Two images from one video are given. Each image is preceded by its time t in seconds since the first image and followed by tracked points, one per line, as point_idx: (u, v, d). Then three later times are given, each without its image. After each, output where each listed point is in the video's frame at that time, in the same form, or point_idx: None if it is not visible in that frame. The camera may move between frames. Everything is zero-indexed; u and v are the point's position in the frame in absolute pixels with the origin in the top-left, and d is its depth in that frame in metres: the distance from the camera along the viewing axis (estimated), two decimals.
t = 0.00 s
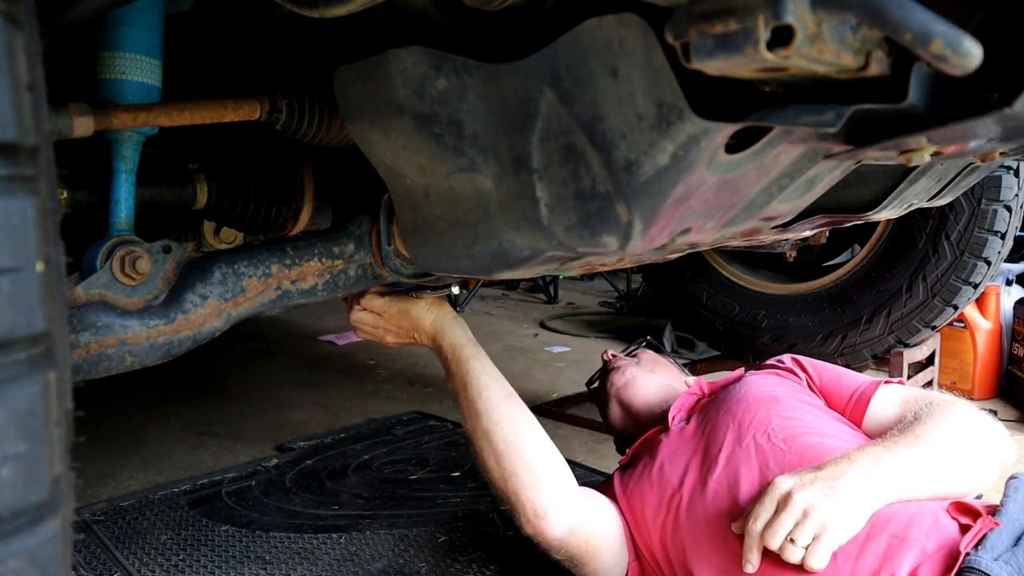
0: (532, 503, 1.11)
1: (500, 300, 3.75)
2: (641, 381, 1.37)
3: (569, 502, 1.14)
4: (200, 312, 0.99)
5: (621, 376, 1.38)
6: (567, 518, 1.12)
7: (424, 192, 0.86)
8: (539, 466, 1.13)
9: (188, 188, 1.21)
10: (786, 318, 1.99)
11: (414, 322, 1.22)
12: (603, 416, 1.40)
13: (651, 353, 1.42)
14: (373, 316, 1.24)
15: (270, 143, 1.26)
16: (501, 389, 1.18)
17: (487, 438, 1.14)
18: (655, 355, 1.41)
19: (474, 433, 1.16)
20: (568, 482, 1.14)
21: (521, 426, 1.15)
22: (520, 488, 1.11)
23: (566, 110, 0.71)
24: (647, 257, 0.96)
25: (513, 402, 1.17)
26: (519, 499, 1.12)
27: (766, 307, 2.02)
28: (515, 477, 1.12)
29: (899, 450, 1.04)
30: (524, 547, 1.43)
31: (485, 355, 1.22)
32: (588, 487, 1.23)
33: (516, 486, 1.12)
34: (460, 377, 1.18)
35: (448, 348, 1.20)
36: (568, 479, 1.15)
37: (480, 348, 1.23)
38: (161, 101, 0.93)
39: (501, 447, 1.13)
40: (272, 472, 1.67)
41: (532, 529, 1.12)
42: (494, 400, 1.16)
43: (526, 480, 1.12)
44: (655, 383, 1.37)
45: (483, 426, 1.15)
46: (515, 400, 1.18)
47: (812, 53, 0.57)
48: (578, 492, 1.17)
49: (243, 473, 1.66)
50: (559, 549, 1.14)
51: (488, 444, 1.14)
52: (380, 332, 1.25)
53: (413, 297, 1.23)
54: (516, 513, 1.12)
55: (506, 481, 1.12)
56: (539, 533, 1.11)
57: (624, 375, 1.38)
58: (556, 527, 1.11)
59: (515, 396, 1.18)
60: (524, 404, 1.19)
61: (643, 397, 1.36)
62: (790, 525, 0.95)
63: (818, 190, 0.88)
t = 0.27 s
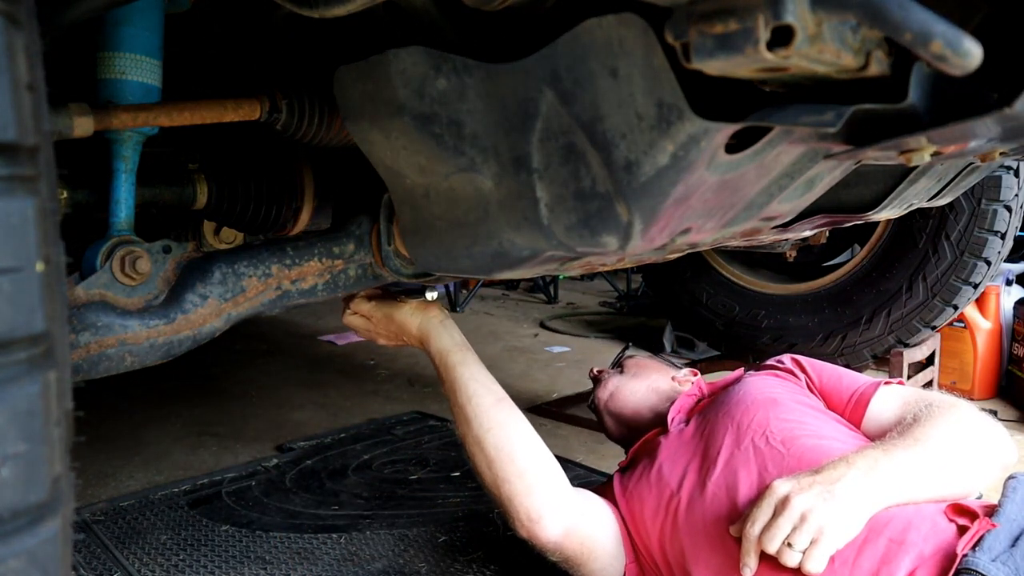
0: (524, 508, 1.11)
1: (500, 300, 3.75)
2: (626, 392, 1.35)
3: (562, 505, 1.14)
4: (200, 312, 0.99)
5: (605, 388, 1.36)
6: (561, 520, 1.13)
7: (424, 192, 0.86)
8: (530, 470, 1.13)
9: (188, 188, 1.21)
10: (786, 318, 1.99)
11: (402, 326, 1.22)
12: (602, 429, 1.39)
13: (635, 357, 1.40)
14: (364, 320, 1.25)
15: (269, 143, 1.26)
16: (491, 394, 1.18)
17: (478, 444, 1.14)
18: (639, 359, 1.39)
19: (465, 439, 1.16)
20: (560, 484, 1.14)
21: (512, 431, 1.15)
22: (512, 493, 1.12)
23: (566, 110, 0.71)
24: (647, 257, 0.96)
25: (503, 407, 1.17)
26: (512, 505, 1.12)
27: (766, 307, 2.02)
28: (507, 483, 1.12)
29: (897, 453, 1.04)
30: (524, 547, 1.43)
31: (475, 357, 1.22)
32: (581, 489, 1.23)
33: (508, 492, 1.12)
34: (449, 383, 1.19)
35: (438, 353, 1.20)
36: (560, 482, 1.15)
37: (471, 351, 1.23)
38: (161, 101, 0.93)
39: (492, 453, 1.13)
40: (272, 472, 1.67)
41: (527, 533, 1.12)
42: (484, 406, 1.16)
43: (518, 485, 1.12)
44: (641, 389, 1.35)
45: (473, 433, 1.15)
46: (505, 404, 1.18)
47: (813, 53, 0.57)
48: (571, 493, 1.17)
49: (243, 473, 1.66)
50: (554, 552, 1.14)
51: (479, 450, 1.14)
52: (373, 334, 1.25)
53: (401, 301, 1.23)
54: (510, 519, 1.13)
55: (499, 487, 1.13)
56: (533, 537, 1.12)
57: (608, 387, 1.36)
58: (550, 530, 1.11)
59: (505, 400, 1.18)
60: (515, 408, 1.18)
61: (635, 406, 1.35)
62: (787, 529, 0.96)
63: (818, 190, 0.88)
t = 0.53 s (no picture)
0: (519, 514, 1.11)
1: (500, 300, 3.75)
2: (630, 396, 1.35)
3: (557, 508, 1.14)
4: (200, 312, 0.99)
5: (609, 393, 1.35)
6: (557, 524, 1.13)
7: (424, 192, 0.86)
8: (525, 475, 1.12)
9: (188, 188, 1.21)
10: (786, 318, 1.99)
11: (394, 329, 1.20)
12: (604, 433, 1.39)
13: (631, 357, 1.39)
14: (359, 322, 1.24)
15: (270, 142, 1.26)
16: (484, 399, 1.17)
17: (471, 451, 1.13)
18: (637, 360, 1.38)
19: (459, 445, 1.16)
20: (555, 488, 1.14)
21: (505, 437, 1.14)
22: (507, 499, 1.11)
23: (566, 110, 0.71)
24: (647, 257, 0.96)
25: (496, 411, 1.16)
26: (506, 511, 1.12)
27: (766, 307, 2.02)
28: (501, 489, 1.12)
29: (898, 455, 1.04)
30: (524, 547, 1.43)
31: (467, 361, 1.21)
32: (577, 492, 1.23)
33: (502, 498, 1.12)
34: (442, 387, 1.17)
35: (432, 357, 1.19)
36: (554, 487, 1.14)
37: (464, 354, 1.21)
38: (162, 101, 0.93)
39: (485, 459, 1.12)
40: (272, 472, 1.67)
41: (522, 538, 1.12)
42: (477, 412, 1.15)
43: (512, 491, 1.12)
44: (644, 393, 1.35)
45: (467, 439, 1.14)
46: (499, 409, 1.17)
47: (812, 53, 0.57)
48: (565, 497, 1.17)
49: (243, 473, 1.66)
50: (548, 556, 1.14)
51: (472, 457, 1.14)
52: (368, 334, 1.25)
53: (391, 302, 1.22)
54: (504, 523, 1.13)
55: (493, 492, 1.12)
56: (527, 542, 1.12)
57: (612, 392, 1.35)
58: (545, 535, 1.11)
59: (499, 404, 1.17)
60: (508, 412, 1.17)
61: (637, 409, 1.35)
62: (787, 535, 0.96)
63: (818, 190, 0.88)
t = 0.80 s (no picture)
0: (512, 530, 1.10)
1: (500, 300, 3.75)
2: (627, 401, 1.34)
3: (551, 520, 1.13)
4: (200, 312, 0.98)
5: (607, 400, 1.34)
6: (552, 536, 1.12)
7: (424, 192, 0.86)
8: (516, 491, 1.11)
9: (188, 188, 1.21)
10: (786, 318, 1.99)
11: (380, 341, 1.17)
12: (604, 437, 1.38)
13: (623, 357, 1.38)
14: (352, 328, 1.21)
15: (270, 143, 1.27)
16: (472, 414, 1.15)
17: (462, 467, 1.12)
18: (630, 360, 1.37)
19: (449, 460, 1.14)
20: (547, 500, 1.13)
21: (495, 452, 1.13)
22: (499, 515, 1.11)
23: (566, 110, 0.71)
24: (647, 257, 0.96)
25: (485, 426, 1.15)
26: (500, 527, 1.11)
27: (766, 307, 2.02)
28: (494, 504, 1.11)
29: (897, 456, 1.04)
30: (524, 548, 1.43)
31: (454, 373, 1.18)
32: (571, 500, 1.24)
33: (496, 513, 1.11)
34: (429, 404, 1.15)
35: (421, 371, 1.17)
36: (547, 499, 1.14)
37: (450, 368, 1.19)
38: (162, 101, 0.93)
39: (477, 476, 1.11)
40: (272, 472, 1.67)
41: (516, 552, 1.12)
42: (465, 429, 1.13)
43: (504, 507, 1.11)
44: (642, 395, 1.34)
45: (457, 456, 1.12)
46: (487, 424, 1.15)
47: (812, 53, 0.57)
48: (558, 508, 1.16)
49: (243, 473, 1.66)
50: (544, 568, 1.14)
51: (463, 473, 1.12)
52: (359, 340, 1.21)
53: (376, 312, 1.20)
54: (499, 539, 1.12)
55: (486, 508, 1.11)
56: (523, 556, 1.11)
57: (610, 398, 1.34)
58: (540, 550, 1.11)
59: (487, 419, 1.15)
60: (497, 426, 1.16)
61: (636, 413, 1.35)
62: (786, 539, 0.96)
63: (818, 190, 0.88)
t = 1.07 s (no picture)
0: (511, 541, 1.11)
1: (500, 300, 3.75)
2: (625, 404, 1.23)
3: (550, 530, 1.13)
4: (200, 312, 0.98)
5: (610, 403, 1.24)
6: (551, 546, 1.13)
7: (424, 192, 0.86)
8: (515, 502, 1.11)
9: (188, 188, 1.21)
10: (786, 318, 1.99)
11: (376, 351, 1.15)
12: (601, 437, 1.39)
13: (621, 354, 1.28)
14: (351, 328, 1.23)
15: (270, 142, 1.27)
16: (469, 425, 1.13)
17: (458, 478, 1.11)
18: (630, 356, 1.26)
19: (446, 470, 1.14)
20: (546, 510, 1.14)
21: (492, 463, 1.12)
22: (498, 526, 1.11)
23: (566, 110, 0.71)
24: (648, 257, 0.97)
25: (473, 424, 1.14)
26: (498, 536, 1.12)
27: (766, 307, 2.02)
28: (491, 515, 1.11)
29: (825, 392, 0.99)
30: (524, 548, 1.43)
31: (449, 381, 1.16)
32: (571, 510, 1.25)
33: (493, 523, 1.12)
34: (425, 415, 1.13)
35: (417, 380, 1.14)
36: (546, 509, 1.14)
37: (449, 380, 1.16)
38: (162, 101, 0.93)
39: (473, 488, 1.11)
40: (272, 472, 1.67)
41: (514, 561, 1.13)
42: (461, 440, 1.12)
43: (503, 519, 1.11)
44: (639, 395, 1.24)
45: (453, 468, 1.12)
46: (484, 434, 1.14)
47: (812, 53, 0.57)
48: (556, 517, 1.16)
49: (243, 473, 1.66)
50: None
51: (460, 484, 1.12)
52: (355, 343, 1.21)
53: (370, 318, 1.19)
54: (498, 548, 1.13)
55: (483, 518, 1.12)
56: (519, 565, 1.12)
57: (612, 400, 1.24)
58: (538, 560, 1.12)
59: (483, 430, 1.14)
60: (493, 435, 1.14)
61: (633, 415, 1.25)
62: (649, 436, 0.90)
63: (818, 190, 0.88)
